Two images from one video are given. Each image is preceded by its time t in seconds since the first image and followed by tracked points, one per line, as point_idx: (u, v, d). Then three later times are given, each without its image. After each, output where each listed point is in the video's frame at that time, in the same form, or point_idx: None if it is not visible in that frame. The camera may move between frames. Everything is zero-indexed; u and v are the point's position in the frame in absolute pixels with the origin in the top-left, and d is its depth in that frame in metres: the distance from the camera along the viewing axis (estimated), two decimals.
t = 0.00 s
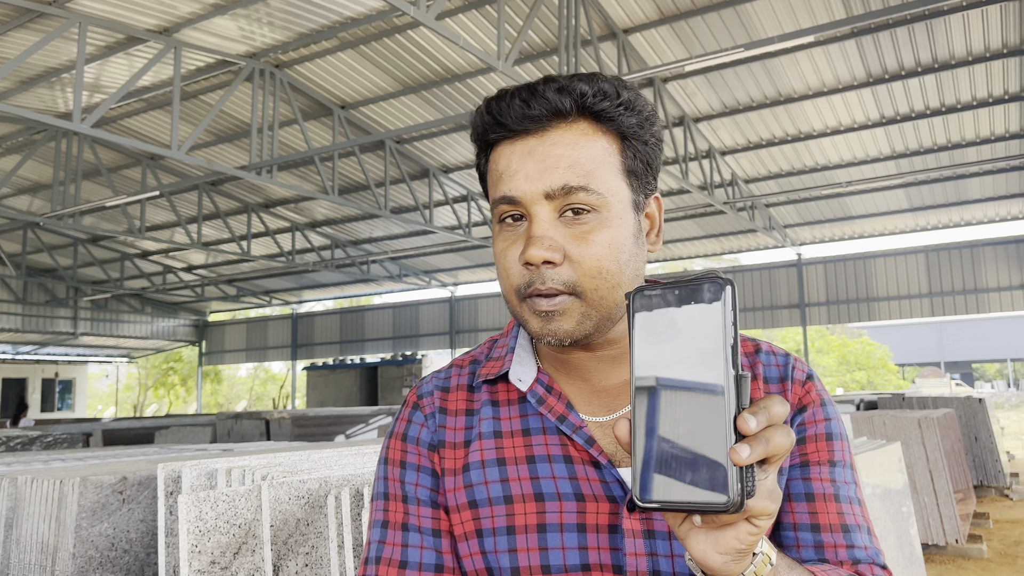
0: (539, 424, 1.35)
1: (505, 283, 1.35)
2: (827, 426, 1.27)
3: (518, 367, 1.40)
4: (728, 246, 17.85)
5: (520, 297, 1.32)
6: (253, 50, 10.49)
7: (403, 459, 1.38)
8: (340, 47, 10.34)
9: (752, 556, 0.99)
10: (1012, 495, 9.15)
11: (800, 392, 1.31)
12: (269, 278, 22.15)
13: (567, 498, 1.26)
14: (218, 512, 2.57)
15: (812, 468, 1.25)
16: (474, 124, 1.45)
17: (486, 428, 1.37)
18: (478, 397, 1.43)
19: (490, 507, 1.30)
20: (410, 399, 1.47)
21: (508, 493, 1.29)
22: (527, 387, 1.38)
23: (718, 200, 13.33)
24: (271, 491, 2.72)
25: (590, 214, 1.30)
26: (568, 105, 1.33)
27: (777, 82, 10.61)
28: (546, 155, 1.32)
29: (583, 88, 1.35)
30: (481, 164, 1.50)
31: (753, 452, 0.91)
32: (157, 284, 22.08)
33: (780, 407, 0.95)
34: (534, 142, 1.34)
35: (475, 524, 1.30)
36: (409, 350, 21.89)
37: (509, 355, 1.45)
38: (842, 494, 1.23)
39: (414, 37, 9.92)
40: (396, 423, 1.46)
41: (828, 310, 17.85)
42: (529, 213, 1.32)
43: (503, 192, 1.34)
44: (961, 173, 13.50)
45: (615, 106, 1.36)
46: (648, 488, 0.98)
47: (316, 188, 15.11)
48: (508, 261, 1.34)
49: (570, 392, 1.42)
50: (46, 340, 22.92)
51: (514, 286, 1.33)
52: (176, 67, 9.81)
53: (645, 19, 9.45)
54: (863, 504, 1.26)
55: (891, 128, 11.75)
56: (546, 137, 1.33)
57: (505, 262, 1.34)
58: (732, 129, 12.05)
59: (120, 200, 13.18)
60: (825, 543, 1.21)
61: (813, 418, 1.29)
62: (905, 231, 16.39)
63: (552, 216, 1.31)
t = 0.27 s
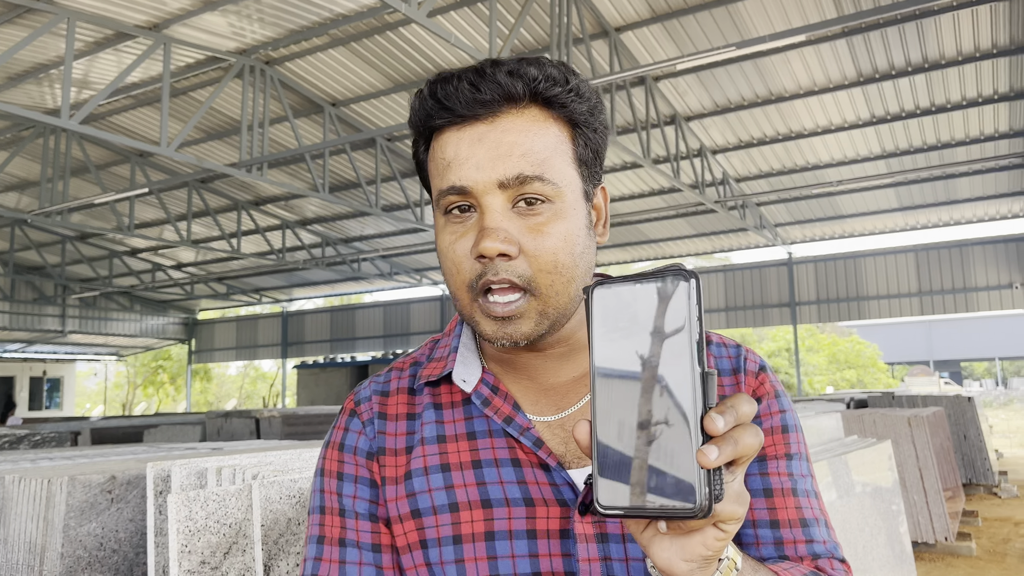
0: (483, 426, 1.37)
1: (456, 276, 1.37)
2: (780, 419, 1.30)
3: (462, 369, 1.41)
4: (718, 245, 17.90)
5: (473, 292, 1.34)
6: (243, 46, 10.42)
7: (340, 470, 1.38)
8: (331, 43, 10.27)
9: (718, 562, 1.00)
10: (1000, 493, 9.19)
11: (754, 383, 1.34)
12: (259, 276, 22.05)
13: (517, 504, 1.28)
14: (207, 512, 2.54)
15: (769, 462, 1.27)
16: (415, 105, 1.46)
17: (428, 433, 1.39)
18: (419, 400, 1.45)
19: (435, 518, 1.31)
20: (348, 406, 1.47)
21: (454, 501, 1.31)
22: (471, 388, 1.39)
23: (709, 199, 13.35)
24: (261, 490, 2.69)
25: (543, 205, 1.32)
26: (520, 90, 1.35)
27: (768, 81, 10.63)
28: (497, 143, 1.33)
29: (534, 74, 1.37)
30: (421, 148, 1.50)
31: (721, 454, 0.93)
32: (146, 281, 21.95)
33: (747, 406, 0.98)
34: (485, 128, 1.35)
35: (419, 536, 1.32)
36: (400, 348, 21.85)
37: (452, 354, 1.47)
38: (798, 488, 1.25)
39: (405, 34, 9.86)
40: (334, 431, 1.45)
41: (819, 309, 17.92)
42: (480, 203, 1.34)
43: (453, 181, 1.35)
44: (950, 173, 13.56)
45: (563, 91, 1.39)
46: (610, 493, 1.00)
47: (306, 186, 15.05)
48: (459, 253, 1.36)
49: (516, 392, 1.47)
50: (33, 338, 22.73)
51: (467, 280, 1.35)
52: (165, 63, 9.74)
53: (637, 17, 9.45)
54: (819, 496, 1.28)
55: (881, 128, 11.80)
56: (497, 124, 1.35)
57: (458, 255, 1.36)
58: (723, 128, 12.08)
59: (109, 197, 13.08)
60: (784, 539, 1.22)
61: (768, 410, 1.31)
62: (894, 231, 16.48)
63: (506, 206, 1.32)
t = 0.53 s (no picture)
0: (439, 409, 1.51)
1: (429, 232, 1.45)
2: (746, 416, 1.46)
3: (422, 348, 1.54)
4: (713, 244, 17.92)
5: (447, 244, 1.42)
6: (238, 43, 10.40)
7: (280, 449, 1.43)
8: (326, 41, 10.25)
9: (685, 556, 1.12)
10: (995, 491, 9.19)
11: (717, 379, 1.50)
12: (253, 274, 22.01)
13: (471, 486, 1.41)
14: (201, 512, 2.52)
15: (735, 459, 1.43)
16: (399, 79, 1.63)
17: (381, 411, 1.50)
18: (371, 383, 1.56)
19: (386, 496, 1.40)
20: (294, 387, 1.55)
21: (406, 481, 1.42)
22: (430, 365, 1.53)
23: (704, 198, 13.38)
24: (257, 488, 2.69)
25: (521, 165, 1.48)
26: (506, 60, 1.56)
27: (763, 80, 10.64)
28: (483, 102, 1.52)
29: (517, 52, 1.59)
30: (400, 118, 1.65)
31: (691, 432, 1.00)
32: (140, 280, 21.89)
33: (718, 389, 1.07)
34: (470, 89, 1.54)
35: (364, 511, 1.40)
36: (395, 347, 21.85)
37: (411, 335, 1.59)
38: (764, 485, 1.41)
39: (401, 32, 9.82)
40: (277, 410, 1.51)
41: (814, 307, 17.98)
42: (462, 156, 1.47)
43: (437, 136, 1.49)
44: (945, 172, 13.57)
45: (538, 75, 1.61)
46: (572, 473, 1.09)
47: (301, 184, 15.02)
48: (435, 209, 1.45)
49: (473, 375, 1.62)
50: (26, 337, 22.63)
51: (442, 234, 1.43)
52: (160, 61, 9.71)
53: (632, 16, 9.44)
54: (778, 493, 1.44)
55: (876, 127, 11.83)
56: (481, 87, 1.54)
57: (436, 211, 1.44)
58: (719, 126, 12.09)
59: (102, 194, 13.03)
60: (750, 538, 1.37)
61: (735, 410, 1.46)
62: (889, 230, 16.52)
63: (487, 159, 1.47)
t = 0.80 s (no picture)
0: (403, 413, 1.42)
1: (404, 252, 1.37)
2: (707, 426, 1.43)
3: (384, 352, 1.44)
4: (710, 244, 17.96)
5: (422, 265, 1.35)
6: (235, 42, 10.38)
7: (239, 459, 1.32)
8: (323, 40, 10.24)
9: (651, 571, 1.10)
10: (991, 491, 9.21)
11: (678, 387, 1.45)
12: (250, 273, 21.98)
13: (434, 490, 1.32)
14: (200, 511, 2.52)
15: (696, 468, 1.39)
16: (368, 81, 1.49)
17: (342, 419, 1.40)
18: (332, 389, 1.46)
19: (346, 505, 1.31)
20: (253, 395, 1.43)
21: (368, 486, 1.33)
22: (393, 372, 1.43)
23: (702, 197, 13.41)
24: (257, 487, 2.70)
25: (499, 186, 1.40)
26: (485, 73, 1.45)
27: (760, 80, 10.65)
28: (461, 120, 1.40)
29: (494, 63, 1.46)
30: (365, 124, 1.52)
31: (655, 454, 1.00)
32: (136, 279, 21.85)
33: (684, 407, 1.04)
34: (447, 105, 1.42)
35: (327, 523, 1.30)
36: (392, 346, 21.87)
37: (373, 341, 1.48)
38: (723, 494, 1.37)
39: (398, 31, 9.82)
40: (236, 418, 1.39)
41: (810, 307, 18.03)
42: (441, 177, 1.37)
43: (413, 156, 1.39)
44: (941, 172, 13.60)
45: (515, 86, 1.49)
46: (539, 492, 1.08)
47: (298, 183, 15.01)
48: (411, 228, 1.37)
49: (437, 381, 1.53)
50: (22, 336, 22.60)
51: (417, 254, 1.36)
52: (156, 59, 9.70)
53: (630, 16, 9.44)
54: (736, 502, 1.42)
55: (872, 127, 11.85)
56: (459, 103, 1.42)
57: (412, 230, 1.36)
58: (716, 126, 12.10)
59: (99, 194, 13.01)
60: (711, 547, 1.32)
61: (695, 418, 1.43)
62: (885, 230, 16.55)
63: (464, 181, 1.38)
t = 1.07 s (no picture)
0: (383, 423, 1.36)
1: (380, 266, 1.36)
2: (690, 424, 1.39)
3: (362, 361, 1.40)
4: (710, 243, 17.97)
5: (399, 280, 1.33)
6: (235, 41, 10.38)
7: (217, 480, 1.28)
8: (323, 39, 10.24)
9: None
10: (991, 491, 9.20)
11: (661, 388, 1.41)
12: (250, 272, 21.98)
13: (419, 500, 1.27)
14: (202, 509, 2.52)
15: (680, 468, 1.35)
16: (339, 90, 1.46)
17: (322, 432, 1.35)
18: (311, 400, 1.41)
19: (328, 521, 1.26)
20: (230, 410, 1.38)
21: (349, 500, 1.28)
22: (371, 381, 1.38)
23: (702, 197, 13.41)
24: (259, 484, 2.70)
25: (475, 196, 1.38)
26: (458, 80, 1.40)
27: (761, 80, 10.65)
28: (434, 129, 1.37)
29: (467, 67, 1.42)
30: (337, 131, 1.49)
31: (643, 469, 0.96)
32: (136, 278, 21.86)
33: (671, 421, 1.01)
34: (420, 114, 1.38)
35: (309, 540, 1.26)
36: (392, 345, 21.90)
37: (352, 351, 1.44)
38: (708, 494, 1.34)
39: (398, 31, 9.81)
40: (213, 436, 1.35)
41: (810, 306, 18.04)
42: (415, 189, 1.36)
43: (386, 167, 1.37)
44: (941, 172, 13.60)
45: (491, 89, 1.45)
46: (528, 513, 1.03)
47: (298, 183, 15.00)
48: (386, 241, 1.35)
49: (418, 390, 1.48)
50: (22, 335, 22.60)
51: (394, 269, 1.34)
52: (156, 58, 9.69)
53: (630, 15, 9.43)
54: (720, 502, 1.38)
55: (873, 126, 11.85)
56: (432, 112, 1.38)
57: (387, 243, 1.35)
58: (716, 126, 12.11)
59: (99, 193, 13.00)
60: (697, 548, 1.29)
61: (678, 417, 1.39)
62: (886, 230, 16.55)
63: (440, 191, 1.36)
